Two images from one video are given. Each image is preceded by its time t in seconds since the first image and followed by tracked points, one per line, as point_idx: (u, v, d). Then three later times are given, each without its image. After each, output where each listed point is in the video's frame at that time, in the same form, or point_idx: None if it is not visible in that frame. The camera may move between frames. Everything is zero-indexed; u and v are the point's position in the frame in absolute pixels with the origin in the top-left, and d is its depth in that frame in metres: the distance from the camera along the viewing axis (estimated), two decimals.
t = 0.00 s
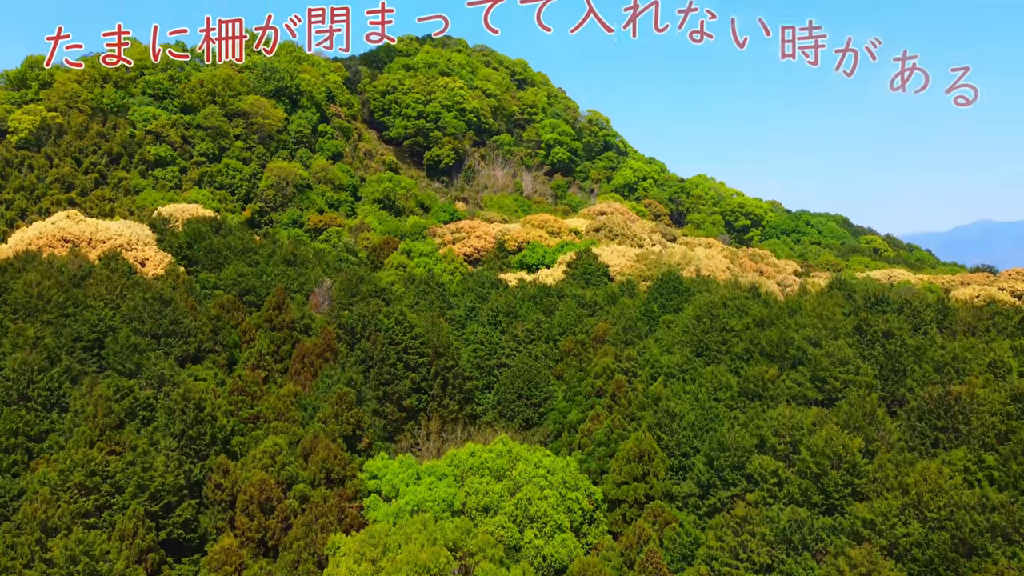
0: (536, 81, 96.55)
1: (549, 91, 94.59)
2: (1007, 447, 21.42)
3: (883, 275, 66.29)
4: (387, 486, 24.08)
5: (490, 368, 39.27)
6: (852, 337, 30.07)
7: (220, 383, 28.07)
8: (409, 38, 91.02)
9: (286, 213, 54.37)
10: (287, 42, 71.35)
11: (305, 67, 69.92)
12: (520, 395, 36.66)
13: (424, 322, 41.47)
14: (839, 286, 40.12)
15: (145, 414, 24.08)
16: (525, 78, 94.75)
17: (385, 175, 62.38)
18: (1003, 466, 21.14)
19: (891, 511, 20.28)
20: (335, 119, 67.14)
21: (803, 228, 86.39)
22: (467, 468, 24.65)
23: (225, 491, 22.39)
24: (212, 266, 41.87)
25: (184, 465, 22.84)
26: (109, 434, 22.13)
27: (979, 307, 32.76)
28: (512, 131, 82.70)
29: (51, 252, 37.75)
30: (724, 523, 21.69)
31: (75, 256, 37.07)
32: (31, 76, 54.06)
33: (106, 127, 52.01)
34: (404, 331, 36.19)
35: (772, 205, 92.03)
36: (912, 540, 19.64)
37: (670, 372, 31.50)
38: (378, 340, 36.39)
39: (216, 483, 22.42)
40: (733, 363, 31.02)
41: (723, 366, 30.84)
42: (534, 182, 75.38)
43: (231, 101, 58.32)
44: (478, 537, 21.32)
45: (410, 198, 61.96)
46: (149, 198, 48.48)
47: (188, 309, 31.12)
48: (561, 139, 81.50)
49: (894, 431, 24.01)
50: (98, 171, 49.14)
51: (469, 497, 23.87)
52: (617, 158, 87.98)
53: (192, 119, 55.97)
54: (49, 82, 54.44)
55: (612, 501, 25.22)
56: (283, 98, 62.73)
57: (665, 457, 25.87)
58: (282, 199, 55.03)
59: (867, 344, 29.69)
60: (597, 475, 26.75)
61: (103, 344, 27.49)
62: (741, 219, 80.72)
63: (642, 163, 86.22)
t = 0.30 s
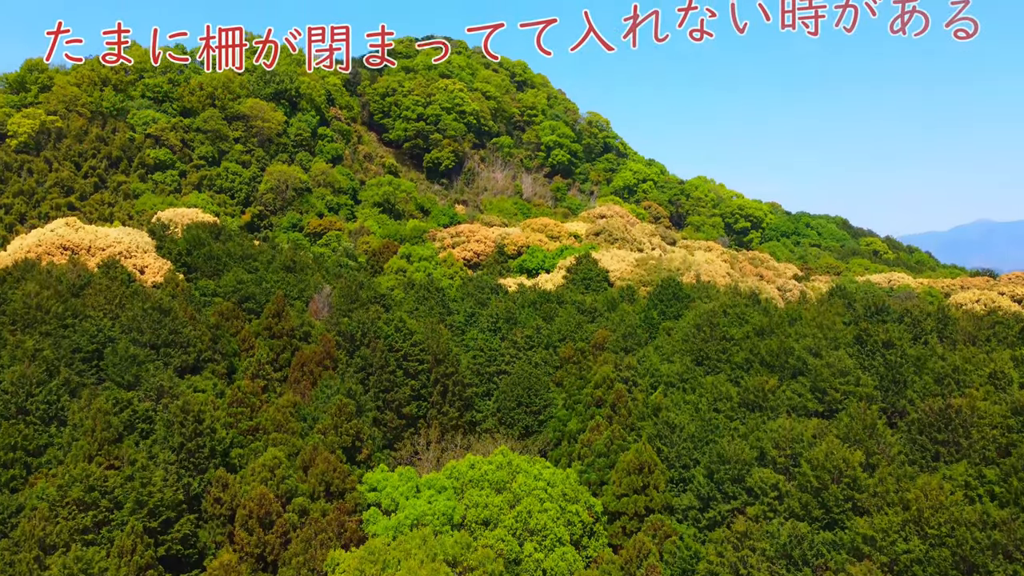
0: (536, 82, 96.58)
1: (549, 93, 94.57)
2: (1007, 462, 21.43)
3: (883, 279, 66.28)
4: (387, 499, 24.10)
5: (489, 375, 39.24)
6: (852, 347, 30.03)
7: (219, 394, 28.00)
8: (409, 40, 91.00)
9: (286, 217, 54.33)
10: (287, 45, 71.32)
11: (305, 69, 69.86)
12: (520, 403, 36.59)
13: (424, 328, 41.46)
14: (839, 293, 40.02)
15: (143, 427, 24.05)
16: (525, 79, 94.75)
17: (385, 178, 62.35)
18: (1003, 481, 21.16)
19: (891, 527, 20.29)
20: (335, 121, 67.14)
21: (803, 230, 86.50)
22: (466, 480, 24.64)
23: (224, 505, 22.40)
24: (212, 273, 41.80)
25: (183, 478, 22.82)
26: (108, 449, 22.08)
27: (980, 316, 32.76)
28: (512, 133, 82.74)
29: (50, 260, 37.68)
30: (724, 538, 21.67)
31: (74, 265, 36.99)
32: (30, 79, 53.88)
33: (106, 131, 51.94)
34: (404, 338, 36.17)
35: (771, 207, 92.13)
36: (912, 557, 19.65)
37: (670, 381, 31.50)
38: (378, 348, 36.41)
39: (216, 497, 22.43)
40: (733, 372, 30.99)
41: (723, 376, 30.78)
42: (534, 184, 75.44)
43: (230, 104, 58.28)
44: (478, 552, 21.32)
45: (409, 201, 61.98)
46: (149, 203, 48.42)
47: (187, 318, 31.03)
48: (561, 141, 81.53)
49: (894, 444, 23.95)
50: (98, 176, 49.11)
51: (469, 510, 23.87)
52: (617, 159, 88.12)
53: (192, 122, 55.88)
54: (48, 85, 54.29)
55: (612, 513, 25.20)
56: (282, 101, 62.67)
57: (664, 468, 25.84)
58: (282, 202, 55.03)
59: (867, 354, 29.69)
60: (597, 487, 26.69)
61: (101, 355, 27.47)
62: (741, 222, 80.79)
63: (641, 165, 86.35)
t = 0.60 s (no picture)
0: (536, 84, 96.52)
1: (549, 94, 94.54)
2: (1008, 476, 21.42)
3: (883, 282, 66.22)
4: (387, 512, 24.08)
5: (489, 382, 39.18)
6: (853, 357, 29.98)
7: (218, 405, 27.93)
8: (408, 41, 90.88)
9: (286, 220, 54.29)
10: (287, 47, 71.20)
11: (304, 71, 69.72)
12: (519, 410, 36.54)
13: (424, 334, 41.40)
14: (839, 300, 39.93)
15: (142, 440, 23.98)
16: (525, 81, 94.67)
17: (384, 181, 62.23)
18: (1004, 496, 21.16)
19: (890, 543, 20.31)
20: (334, 124, 67.07)
21: (803, 231, 86.50)
22: (466, 493, 24.62)
23: (223, 520, 22.47)
24: (211, 279, 41.65)
25: (181, 492, 22.76)
26: (107, 463, 22.03)
27: (980, 325, 32.71)
28: (512, 135, 82.66)
29: (49, 268, 37.60)
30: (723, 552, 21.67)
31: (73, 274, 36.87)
32: (30, 82, 53.42)
33: (105, 134, 51.84)
34: (403, 345, 36.09)
35: (771, 208, 92.13)
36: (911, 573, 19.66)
37: (670, 391, 31.44)
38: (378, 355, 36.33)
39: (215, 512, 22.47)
40: (733, 382, 30.94)
41: (724, 386, 30.73)
42: (534, 186, 75.41)
43: (230, 107, 58.14)
44: (479, 566, 21.32)
45: (409, 204, 61.92)
46: (148, 207, 48.35)
47: (186, 327, 30.93)
48: (561, 142, 81.48)
49: (895, 457, 23.91)
50: (98, 180, 49.05)
51: (469, 523, 23.86)
52: (616, 161, 88.11)
53: (191, 125, 55.75)
54: (48, 88, 54.20)
55: (612, 525, 25.17)
56: (282, 104, 62.50)
57: (664, 480, 25.79)
58: (281, 206, 54.94)
59: (867, 364, 29.64)
60: (597, 498, 26.66)
61: (100, 367, 27.44)
62: (741, 224, 80.82)
63: (641, 167, 86.37)
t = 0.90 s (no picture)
0: (535, 86, 96.54)
1: (549, 96, 94.57)
2: (1009, 492, 21.41)
3: (883, 286, 66.13)
4: (387, 525, 24.08)
5: (489, 389, 39.14)
6: (852, 368, 29.93)
7: (217, 416, 27.86)
8: (407, 43, 90.89)
9: (286, 224, 54.24)
10: (286, 50, 71.17)
11: (304, 74, 69.68)
12: (519, 418, 36.51)
13: (423, 341, 41.36)
14: (839, 307, 39.91)
15: (140, 453, 23.98)
16: (524, 82, 94.70)
17: (383, 185, 62.11)
18: (1005, 512, 21.16)
19: (889, 559, 20.33)
20: (334, 127, 67.03)
21: (803, 233, 86.51)
22: (466, 505, 24.64)
23: (222, 534, 22.53)
24: (210, 286, 41.55)
25: (181, 506, 22.78)
26: (106, 477, 22.04)
27: (981, 334, 32.65)
28: (512, 136, 82.64)
29: (47, 277, 37.47)
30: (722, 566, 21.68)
31: (72, 282, 36.72)
32: (29, 85, 53.58)
33: (104, 137, 51.76)
34: (403, 352, 36.01)
35: (771, 210, 92.15)
36: None
37: (670, 401, 31.39)
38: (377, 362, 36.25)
39: (215, 526, 22.52)
40: (732, 392, 30.91)
41: (723, 396, 30.68)
42: (534, 188, 75.40)
43: (229, 110, 58.08)
44: None
45: (409, 207, 61.90)
46: (148, 211, 48.29)
47: (185, 336, 30.86)
48: (560, 145, 81.46)
49: (895, 470, 23.86)
50: (97, 184, 48.98)
51: (469, 536, 23.87)
52: (616, 163, 88.16)
53: (191, 128, 55.67)
54: (47, 91, 54.18)
55: (612, 537, 25.16)
56: (281, 107, 62.44)
57: (664, 492, 25.76)
58: (281, 209, 54.89)
59: (867, 375, 29.61)
60: (597, 510, 26.65)
61: (99, 378, 27.41)
62: (741, 226, 80.88)
63: (641, 169, 86.41)
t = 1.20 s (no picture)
0: (535, 87, 96.49)
1: (549, 98, 94.53)
2: (1009, 507, 21.40)
3: (883, 289, 66.04)
4: (387, 538, 24.06)
5: (488, 396, 39.07)
6: (853, 378, 29.87)
7: (216, 427, 27.70)
8: (407, 45, 90.84)
9: (285, 227, 54.14)
10: (286, 52, 71.13)
11: (303, 76, 69.61)
12: (519, 425, 36.41)
13: (423, 347, 41.26)
14: (839, 314, 39.87)
15: (139, 466, 23.96)
16: (524, 84, 94.65)
17: (383, 188, 61.99)
18: (1005, 527, 21.14)
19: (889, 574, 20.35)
20: (334, 129, 66.96)
21: (802, 235, 86.43)
22: (466, 517, 24.59)
23: (222, 548, 22.55)
24: (209, 292, 41.44)
25: (180, 520, 22.77)
26: (105, 492, 22.05)
27: (981, 343, 32.59)
28: (511, 138, 82.58)
29: (46, 285, 37.31)
30: None
31: (71, 291, 36.57)
32: (28, 89, 53.56)
33: (104, 141, 51.68)
34: (402, 359, 35.90)
35: (771, 212, 92.07)
36: None
37: (670, 410, 31.31)
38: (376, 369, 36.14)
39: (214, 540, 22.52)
40: (731, 402, 30.85)
41: (723, 406, 30.62)
42: (534, 190, 75.37)
43: (229, 113, 57.99)
44: None
45: (408, 210, 61.82)
46: (148, 215, 48.21)
47: (184, 346, 30.77)
48: (560, 146, 81.33)
49: (895, 483, 23.81)
50: (96, 188, 48.91)
51: (469, 549, 23.83)
52: (616, 165, 88.09)
53: (190, 132, 55.59)
54: (46, 95, 54.14)
55: (612, 549, 25.11)
56: (281, 110, 62.37)
57: (664, 505, 25.71)
58: (280, 213, 54.80)
59: (867, 385, 29.55)
60: (597, 521, 26.62)
61: (98, 390, 27.35)
62: (741, 228, 80.81)
63: (641, 171, 86.34)
